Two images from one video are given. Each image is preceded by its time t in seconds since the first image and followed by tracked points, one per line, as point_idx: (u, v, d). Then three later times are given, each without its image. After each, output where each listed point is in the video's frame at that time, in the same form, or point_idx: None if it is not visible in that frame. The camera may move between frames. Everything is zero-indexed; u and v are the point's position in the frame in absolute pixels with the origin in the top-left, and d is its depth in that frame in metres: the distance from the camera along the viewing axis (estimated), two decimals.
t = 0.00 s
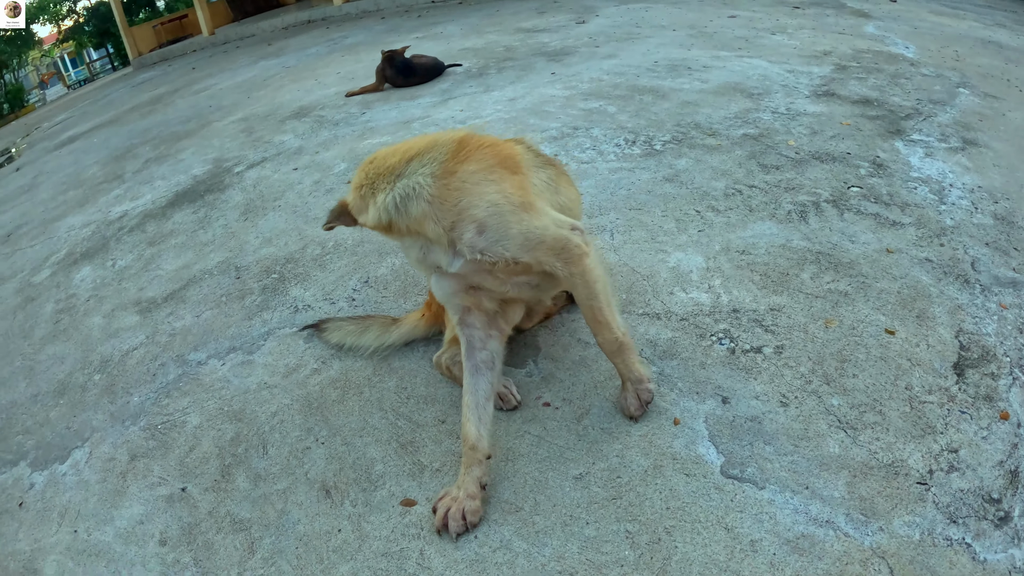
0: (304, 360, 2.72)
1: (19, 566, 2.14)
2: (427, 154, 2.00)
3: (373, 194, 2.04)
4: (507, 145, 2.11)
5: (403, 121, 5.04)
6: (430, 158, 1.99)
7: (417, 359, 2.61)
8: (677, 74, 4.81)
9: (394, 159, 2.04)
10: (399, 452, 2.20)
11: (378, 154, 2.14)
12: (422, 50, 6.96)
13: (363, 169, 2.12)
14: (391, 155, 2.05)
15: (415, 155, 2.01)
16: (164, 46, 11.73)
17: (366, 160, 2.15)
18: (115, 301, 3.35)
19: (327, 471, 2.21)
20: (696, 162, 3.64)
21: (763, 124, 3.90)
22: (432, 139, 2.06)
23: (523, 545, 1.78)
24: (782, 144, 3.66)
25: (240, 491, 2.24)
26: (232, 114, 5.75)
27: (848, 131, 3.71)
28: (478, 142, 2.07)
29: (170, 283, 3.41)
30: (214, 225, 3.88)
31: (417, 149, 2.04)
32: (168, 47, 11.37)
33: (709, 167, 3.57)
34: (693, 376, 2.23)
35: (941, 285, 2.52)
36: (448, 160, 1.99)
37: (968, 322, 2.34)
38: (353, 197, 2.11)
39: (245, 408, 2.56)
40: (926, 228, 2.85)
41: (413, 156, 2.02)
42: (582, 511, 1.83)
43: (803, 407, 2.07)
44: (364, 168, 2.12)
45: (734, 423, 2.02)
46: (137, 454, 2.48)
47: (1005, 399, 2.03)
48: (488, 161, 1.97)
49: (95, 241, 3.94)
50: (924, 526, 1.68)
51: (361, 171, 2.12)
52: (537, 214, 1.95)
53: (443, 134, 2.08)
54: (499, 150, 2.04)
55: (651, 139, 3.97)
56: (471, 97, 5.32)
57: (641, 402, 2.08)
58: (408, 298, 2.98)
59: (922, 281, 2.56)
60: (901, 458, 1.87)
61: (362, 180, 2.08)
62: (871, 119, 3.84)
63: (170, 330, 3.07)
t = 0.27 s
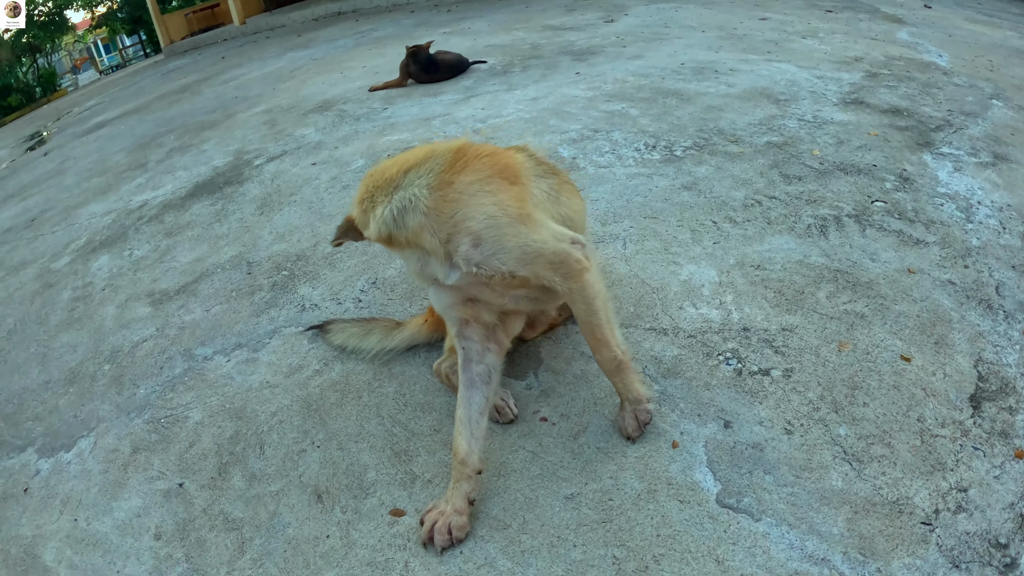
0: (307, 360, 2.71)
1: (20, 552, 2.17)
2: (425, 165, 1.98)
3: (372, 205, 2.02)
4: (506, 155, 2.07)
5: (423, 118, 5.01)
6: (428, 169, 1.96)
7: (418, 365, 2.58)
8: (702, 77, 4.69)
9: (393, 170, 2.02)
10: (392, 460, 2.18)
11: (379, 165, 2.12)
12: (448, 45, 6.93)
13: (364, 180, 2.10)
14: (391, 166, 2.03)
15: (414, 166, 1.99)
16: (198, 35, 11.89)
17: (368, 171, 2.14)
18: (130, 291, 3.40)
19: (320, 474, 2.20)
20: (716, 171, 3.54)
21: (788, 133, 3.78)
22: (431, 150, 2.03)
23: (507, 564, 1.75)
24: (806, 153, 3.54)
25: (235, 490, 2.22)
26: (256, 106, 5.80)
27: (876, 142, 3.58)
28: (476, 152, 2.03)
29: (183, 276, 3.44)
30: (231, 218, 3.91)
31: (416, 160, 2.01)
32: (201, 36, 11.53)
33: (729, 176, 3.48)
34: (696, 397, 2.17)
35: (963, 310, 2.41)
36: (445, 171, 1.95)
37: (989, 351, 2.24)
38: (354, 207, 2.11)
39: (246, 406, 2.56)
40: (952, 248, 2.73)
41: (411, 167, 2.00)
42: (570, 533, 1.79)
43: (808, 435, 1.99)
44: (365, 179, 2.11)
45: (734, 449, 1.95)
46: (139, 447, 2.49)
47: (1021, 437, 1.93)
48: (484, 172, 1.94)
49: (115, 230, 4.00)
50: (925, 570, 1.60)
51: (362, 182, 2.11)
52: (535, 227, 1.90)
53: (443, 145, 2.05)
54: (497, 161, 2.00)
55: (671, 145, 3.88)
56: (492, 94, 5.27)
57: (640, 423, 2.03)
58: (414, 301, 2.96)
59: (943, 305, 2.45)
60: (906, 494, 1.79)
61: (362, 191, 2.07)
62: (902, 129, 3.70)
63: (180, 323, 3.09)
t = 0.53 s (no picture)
0: (306, 362, 2.71)
1: (18, 540, 2.17)
2: (418, 176, 2.00)
3: (366, 214, 2.06)
4: (502, 167, 2.07)
5: (439, 116, 4.99)
6: (421, 180, 1.99)
7: (415, 372, 2.56)
8: (723, 82, 4.59)
9: (388, 179, 2.05)
10: (381, 468, 2.16)
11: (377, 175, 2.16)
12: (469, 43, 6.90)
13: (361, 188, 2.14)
14: (386, 176, 2.06)
15: (407, 176, 2.02)
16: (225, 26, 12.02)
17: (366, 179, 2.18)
18: (139, 285, 3.43)
19: (309, 478, 2.19)
20: (731, 179, 3.45)
21: (807, 142, 3.67)
22: (426, 160, 2.05)
23: None
24: (824, 164, 3.44)
25: (227, 490, 2.20)
26: (275, 100, 5.83)
27: (899, 153, 3.46)
28: (470, 164, 2.04)
29: (192, 272, 3.46)
30: (242, 214, 3.93)
31: (410, 170, 2.04)
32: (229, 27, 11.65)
33: (744, 185, 3.38)
34: (692, 418, 2.11)
35: (977, 336, 2.33)
36: (437, 181, 1.97)
37: (1002, 381, 2.15)
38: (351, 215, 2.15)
39: (242, 404, 2.56)
40: (971, 270, 2.63)
41: (405, 178, 2.02)
42: (552, 554, 1.75)
43: (805, 464, 1.92)
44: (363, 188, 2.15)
45: (727, 475, 1.90)
46: (138, 441, 2.48)
47: None
48: (475, 184, 1.94)
49: (130, 222, 4.05)
50: None
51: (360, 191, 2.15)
52: (525, 240, 1.88)
53: (438, 156, 2.07)
54: (490, 173, 2.00)
55: (687, 151, 3.79)
56: (509, 94, 5.23)
57: (630, 444, 1.98)
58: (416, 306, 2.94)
59: (956, 329, 2.36)
60: (903, 530, 1.72)
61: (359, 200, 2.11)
62: (926, 141, 3.57)
63: (185, 319, 3.11)
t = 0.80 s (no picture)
0: (309, 357, 2.73)
1: (23, 519, 2.22)
2: (418, 179, 2.01)
3: (366, 216, 2.07)
4: (501, 172, 2.06)
5: (457, 113, 4.98)
6: (420, 184, 1.99)
7: (416, 372, 2.56)
8: (745, 86, 4.51)
9: (388, 182, 2.06)
10: (375, 466, 2.17)
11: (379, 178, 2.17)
12: (492, 40, 6.88)
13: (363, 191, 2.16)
14: (386, 179, 2.07)
15: (407, 179, 2.02)
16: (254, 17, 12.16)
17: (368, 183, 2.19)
18: (153, 274, 3.49)
19: (304, 473, 2.20)
20: (746, 185, 3.38)
21: (828, 149, 3.58)
22: (426, 164, 2.06)
23: None
24: (844, 173, 3.35)
25: (223, 481, 2.23)
26: (298, 93, 5.87)
27: (922, 164, 3.35)
28: (470, 168, 2.04)
29: (205, 263, 3.51)
30: (258, 206, 3.97)
31: (410, 174, 2.05)
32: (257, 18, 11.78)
33: (759, 192, 3.31)
34: (690, 431, 2.07)
35: (991, 357, 2.26)
36: (436, 184, 1.97)
37: (1014, 407, 2.08)
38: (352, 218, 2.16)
39: (244, 396, 2.58)
40: (988, 290, 2.55)
41: (405, 181, 2.03)
42: (537, 564, 1.73)
43: (802, 484, 1.88)
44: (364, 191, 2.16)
45: (721, 492, 1.86)
46: (142, 428, 2.52)
47: None
48: (473, 188, 1.94)
49: (149, 211, 4.12)
50: None
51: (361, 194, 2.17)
52: (522, 245, 1.87)
53: (439, 160, 2.08)
54: (489, 177, 2.00)
55: (703, 155, 3.73)
56: (528, 92, 5.20)
57: (624, 456, 1.95)
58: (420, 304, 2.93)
59: (969, 350, 2.30)
60: (898, 558, 1.67)
61: (359, 202, 2.12)
62: (951, 152, 3.46)
63: (195, 310, 3.15)
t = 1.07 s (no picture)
0: (318, 348, 2.79)
1: (34, 494, 2.31)
2: (424, 178, 2.04)
3: (372, 212, 2.10)
4: (506, 175, 2.09)
5: (477, 111, 5.01)
6: (425, 183, 2.02)
7: (420, 366, 2.60)
8: (768, 91, 4.45)
9: (395, 179, 2.09)
10: (374, 457, 2.22)
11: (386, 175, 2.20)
12: (518, 39, 6.90)
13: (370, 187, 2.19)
14: (393, 176, 2.10)
15: (413, 178, 2.05)
16: (284, 9, 12.32)
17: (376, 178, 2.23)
18: (173, 261, 3.59)
19: (305, 460, 2.26)
20: (761, 192, 3.35)
21: (847, 158, 3.53)
22: (432, 163, 2.09)
23: None
24: (862, 182, 3.31)
25: (228, 465, 2.30)
26: (323, 87, 5.96)
27: (943, 176, 3.29)
28: (476, 170, 2.06)
29: (223, 252, 3.60)
30: (277, 198, 4.05)
31: (416, 172, 2.07)
32: (287, 10, 11.94)
33: (773, 199, 3.28)
34: (685, 437, 2.07)
35: (1000, 377, 2.23)
36: (441, 184, 2.00)
37: (1019, 428, 2.04)
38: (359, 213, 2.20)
39: (253, 384, 2.65)
40: (1002, 308, 2.50)
41: (411, 179, 2.06)
42: (523, 561, 1.77)
43: (794, 497, 1.87)
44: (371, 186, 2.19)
45: (711, 500, 1.87)
46: (153, 411, 2.60)
47: None
48: (477, 190, 1.96)
49: (172, 200, 4.23)
50: None
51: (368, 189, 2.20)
52: (522, 248, 1.90)
53: (445, 159, 2.10)
54: (494, 180, 2.02)
55: (720, 160, 3.70)
56: (550, 92, 5.21)
57: (615, 459, 1.98)
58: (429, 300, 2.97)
59: (978, 368, 2.26)
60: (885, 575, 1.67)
61: (366, 198, 2.16)
62: (975, 164, 3.38)
63: (211, 298, 3.24)
